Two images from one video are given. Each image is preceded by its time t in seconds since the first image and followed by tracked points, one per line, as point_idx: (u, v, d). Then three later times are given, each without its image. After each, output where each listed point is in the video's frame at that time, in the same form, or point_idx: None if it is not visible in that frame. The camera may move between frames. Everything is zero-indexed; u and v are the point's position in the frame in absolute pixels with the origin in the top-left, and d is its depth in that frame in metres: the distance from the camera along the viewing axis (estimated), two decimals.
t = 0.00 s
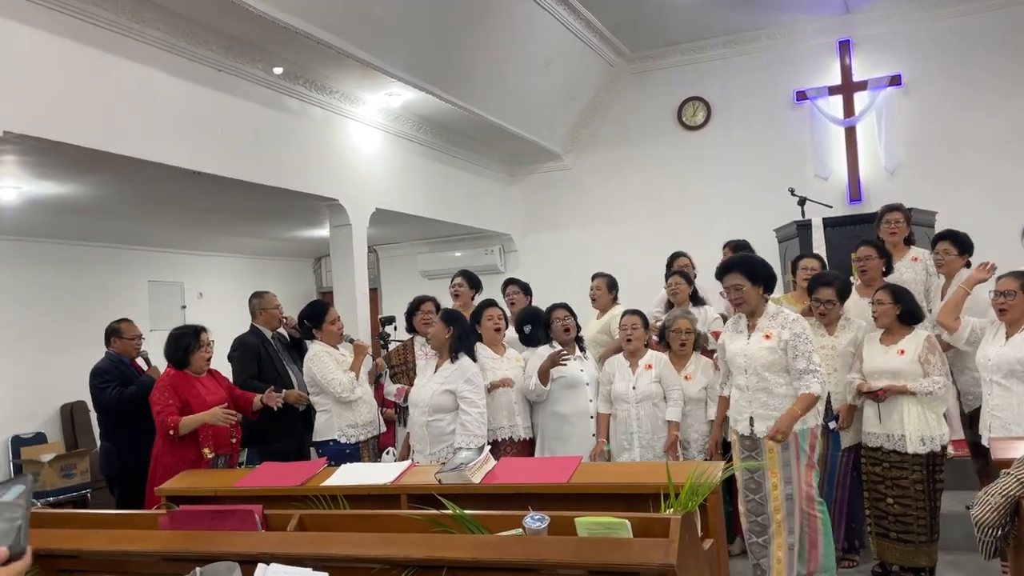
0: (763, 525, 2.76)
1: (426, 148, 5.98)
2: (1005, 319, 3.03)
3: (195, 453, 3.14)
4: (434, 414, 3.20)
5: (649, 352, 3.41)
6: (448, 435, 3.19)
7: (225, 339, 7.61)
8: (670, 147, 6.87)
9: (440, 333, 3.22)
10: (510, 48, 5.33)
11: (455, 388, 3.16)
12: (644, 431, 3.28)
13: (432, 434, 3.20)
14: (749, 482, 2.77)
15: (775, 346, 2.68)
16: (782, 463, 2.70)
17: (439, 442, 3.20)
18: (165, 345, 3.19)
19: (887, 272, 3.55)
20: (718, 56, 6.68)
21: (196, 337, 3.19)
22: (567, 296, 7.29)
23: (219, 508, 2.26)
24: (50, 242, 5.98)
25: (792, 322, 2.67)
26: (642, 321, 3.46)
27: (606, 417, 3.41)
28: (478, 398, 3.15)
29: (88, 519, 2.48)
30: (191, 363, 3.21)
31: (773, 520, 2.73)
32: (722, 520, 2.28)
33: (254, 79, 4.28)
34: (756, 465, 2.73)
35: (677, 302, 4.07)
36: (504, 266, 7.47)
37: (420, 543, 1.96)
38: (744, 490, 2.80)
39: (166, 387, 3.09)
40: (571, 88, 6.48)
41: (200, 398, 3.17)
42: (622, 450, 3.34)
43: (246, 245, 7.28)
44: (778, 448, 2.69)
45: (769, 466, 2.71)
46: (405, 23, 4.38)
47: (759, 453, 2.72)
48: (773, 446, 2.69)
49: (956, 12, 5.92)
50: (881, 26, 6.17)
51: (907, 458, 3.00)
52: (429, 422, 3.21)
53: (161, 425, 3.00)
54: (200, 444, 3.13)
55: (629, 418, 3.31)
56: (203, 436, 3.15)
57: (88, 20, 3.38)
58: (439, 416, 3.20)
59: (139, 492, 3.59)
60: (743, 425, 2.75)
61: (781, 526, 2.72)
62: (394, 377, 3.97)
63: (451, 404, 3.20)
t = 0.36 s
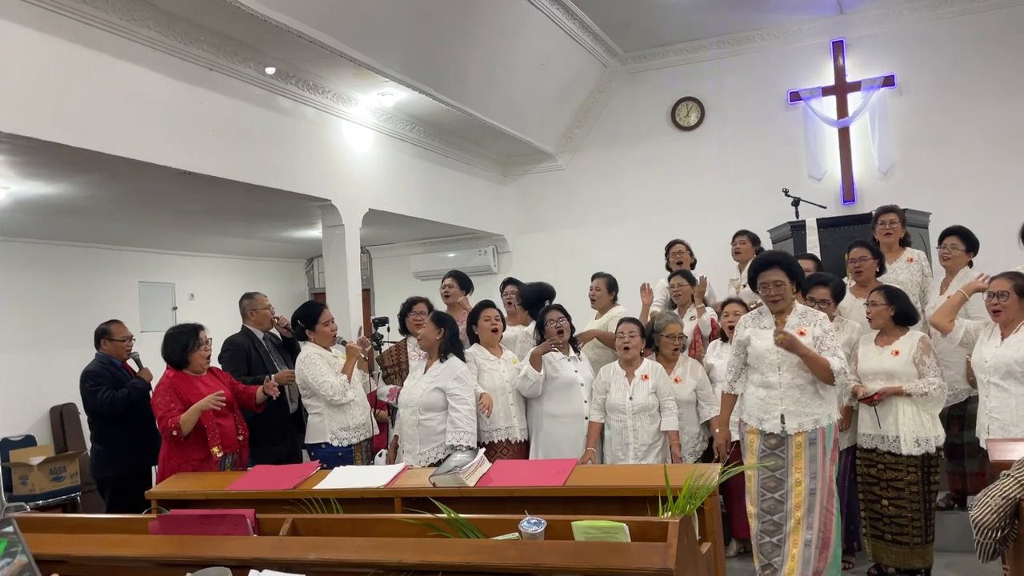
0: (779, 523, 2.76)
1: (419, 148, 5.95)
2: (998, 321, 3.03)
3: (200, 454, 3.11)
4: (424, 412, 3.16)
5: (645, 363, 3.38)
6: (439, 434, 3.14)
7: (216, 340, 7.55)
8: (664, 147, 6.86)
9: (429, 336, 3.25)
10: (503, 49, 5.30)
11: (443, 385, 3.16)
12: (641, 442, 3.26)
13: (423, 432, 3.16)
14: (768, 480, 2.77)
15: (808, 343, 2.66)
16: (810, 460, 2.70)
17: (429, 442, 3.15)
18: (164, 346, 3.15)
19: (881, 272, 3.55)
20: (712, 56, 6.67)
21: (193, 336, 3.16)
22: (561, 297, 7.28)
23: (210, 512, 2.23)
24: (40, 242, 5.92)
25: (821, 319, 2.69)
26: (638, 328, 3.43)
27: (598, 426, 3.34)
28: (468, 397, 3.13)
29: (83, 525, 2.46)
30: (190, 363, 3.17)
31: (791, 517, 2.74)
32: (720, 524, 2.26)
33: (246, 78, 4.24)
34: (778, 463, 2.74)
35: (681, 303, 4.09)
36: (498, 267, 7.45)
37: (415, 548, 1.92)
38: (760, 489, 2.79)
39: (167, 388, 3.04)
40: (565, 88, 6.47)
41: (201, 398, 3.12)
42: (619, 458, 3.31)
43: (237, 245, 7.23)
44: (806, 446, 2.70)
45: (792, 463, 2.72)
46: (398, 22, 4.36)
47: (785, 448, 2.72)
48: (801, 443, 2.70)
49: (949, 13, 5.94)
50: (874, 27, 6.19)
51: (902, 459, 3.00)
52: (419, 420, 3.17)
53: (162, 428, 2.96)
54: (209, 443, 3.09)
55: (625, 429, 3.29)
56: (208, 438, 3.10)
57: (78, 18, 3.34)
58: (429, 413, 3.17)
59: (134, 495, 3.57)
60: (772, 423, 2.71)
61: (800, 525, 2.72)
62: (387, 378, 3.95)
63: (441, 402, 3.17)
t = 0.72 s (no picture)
0: (788, 521, 2.75)
1: (409, 147, 5.91)
2: (991, 320, 3.04)
3: (193, 456, 3.07)
4: (418, 411, 3.13)
5: (638, 359, 3.36)
6: (433, 432, 3.12)
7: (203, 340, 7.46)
8: (655, 146, 6.86)
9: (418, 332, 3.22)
10: (493, 47, 5.27)
11: (437, 382, 3.14)
12: (633, 438, 3.22)
13: (417, 430, 3.13)
14: (778, 479, 2.76)
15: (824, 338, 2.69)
16: (820, 458, 2.70)
17: (423, 440, 3.13)
18: (162, 343, 3.06)
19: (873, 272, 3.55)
20: (703, 55, 6.67)
21: (194, 335, 3.09)
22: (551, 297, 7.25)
23: (196, 515, 2.19)
24: (24, 241, 5.82)
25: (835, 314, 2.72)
26: (630, 325, 3.40)
27: (581, 416, 3.27)
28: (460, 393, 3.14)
29: (66, 528, 2.42)
30: (189, 363, 3.09)
31: (801, 515, 2.72)
32: (715, 526, 2.23)
33: (235, 75, 4.19)
34: (789, 461, 2.73)
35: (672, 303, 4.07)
36: (488, 266, 7.41)
37: (404, 552, 1.88)
38: (770, 488, 2.78)
39: (160, 389, 2.98)
40: (556, 87, 6.44)
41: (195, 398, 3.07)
42: (609, 454, 3.28)
43: (224, 244, 7.15)
44: (818, 443, 2.70)
45: (803, 461, 2.71)
46: (389, 20, 4.31)
47: (797, 446, 2.72)
48: (814, 440, 2.69)
49: (938, 14, 5.97)
50: (865, 27, 6.20)
51: (894, 459, 2.99)
52: (414, 418, 3.14)
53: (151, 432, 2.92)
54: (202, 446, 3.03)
55: (616, 423, 3.26)
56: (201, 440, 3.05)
57: (63, 13, 3.27)
58: (424, 411, 3.14)
59: (118, 496, 3.52)
60: (786, 420, 2.70)
61: (809, 523, 2.72)
62: (376, 377, 3.91)
63: (435, 400, 3.15)
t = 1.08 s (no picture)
0: (782, 518, 2.75)
1: (396, 142, 5.87)
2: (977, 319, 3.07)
3: (180, 458, 3.03)
4: (411, 404, 3.11)
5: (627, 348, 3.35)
6: (428, 425, 3.10)
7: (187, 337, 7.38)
8: (643, 144, 6.86)
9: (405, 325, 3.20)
10: (482, 42, 5.24)
11: (429, 376, 3.12)
12: (619, 424, 3.22)
13: (411, 424, 3.10)
14: (772, 476, 2.76)
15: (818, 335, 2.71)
16: (814, 455, 2.71)
17: (417, 433, 3.11)
18: (155, 341, 3.01)
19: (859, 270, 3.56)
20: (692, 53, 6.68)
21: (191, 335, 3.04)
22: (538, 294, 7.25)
23: (181, 513, 2.15)
24: (5, 236, 5.73)
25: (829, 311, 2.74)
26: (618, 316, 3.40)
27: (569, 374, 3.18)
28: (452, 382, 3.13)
29: (48, 527, 2.37)
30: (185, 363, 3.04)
31: (795, 513, 2.73)
32: (705, 524, 2.23)
33: (221, 69, 4.13)
34: (783, 458, 2.73)
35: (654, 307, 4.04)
36: (475, 263, 7.39)
37: (395, 551, 1.86)
38: (764, 485, 2.78)
39: (149, 390, 2.93)
40: (545, 84, 6.43)
41: (184, 398, 3.02)
42: (598, 444, 3.27)
43: (209, 240, 7.07)
44: (812, 440, 2.70)
45: (796, 457, 2.72)
46: (377, 14, 4.27)
47: (791, 443, 2.72)
48: (807, 437, 2.70)
49: (924, 15, 6.01)
50: (852, 27, 6.24)
51: (882, 458, 3.01)
52: (409, 412, 3.11)
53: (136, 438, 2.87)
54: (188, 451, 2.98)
55: (604, 410, 3.25)
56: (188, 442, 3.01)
57: (48, 5, 3.21)
58: (417, 404, 3.11)
59: (102, 494, 3.46)
60: (780, 416, 2.70)
61: (803, 520, 2.73)
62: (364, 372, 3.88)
63: (428, 394, 3.13)
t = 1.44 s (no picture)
0: (767, 512, 2.76)
1: (382, 135, 5.84)
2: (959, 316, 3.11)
3: (163, 450, 2.99)
4: (398, 396, 3.09)
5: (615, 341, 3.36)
6: (416, 418, 3.09)
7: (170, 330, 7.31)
8: (630, 139, 6.87)
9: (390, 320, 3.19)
10: (469, 35, 5.21)
11: (415, 369, 3.10)
12: (607, 412, 3.21)
13: (399, 417, 3.08)
14: (757, 470, 2.77)
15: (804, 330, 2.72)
16: (799, 449, 2.73)
17: (405, 426, 3.09)
18: (140, 333, 2.95)
19: (845, 266, 3.58)
20: (679, 48, 6.69)
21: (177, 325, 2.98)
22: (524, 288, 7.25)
23: (163, 507, 2.13)
24: None
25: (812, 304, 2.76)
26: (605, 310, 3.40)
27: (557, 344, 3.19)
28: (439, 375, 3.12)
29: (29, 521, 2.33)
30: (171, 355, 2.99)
31: (780, 506, 2.75)
32: (692, 517, 2.23)
33: (207, 60, 4.08)
34: (768, 452, 2.75)
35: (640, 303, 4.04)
36: (461, 257, 7.38)
37: (382, 546, 1.84)
38: (749, 479, 2.79)
39: (133, 383, 2.89)
40: (532, 78, 6.41)
41: (167, 391, 2.98)
42: (586, 434, 3.25)
43: (193, 233, 7.00)
44: (797, 434, 2.72)
45: (781, 451, 2.73)
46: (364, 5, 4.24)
47: (777, 437, 2.73)
48: (792, 431, 2.72)
49: (909, 13, 6.05)
50: (838, 23, 6.28)
51: (865, 452, 3.04)
52: (396, 405, 3.09)
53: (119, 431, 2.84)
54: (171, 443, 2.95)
55: (590, 401, 3.25)
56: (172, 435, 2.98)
57: None
58: (404, 397, 3.10)
59: (83, 488, 3.42)
60: (766, 410, 2.71)
61: (788, 513, 2.74)
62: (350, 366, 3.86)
63: (415, 386, 3.12)
